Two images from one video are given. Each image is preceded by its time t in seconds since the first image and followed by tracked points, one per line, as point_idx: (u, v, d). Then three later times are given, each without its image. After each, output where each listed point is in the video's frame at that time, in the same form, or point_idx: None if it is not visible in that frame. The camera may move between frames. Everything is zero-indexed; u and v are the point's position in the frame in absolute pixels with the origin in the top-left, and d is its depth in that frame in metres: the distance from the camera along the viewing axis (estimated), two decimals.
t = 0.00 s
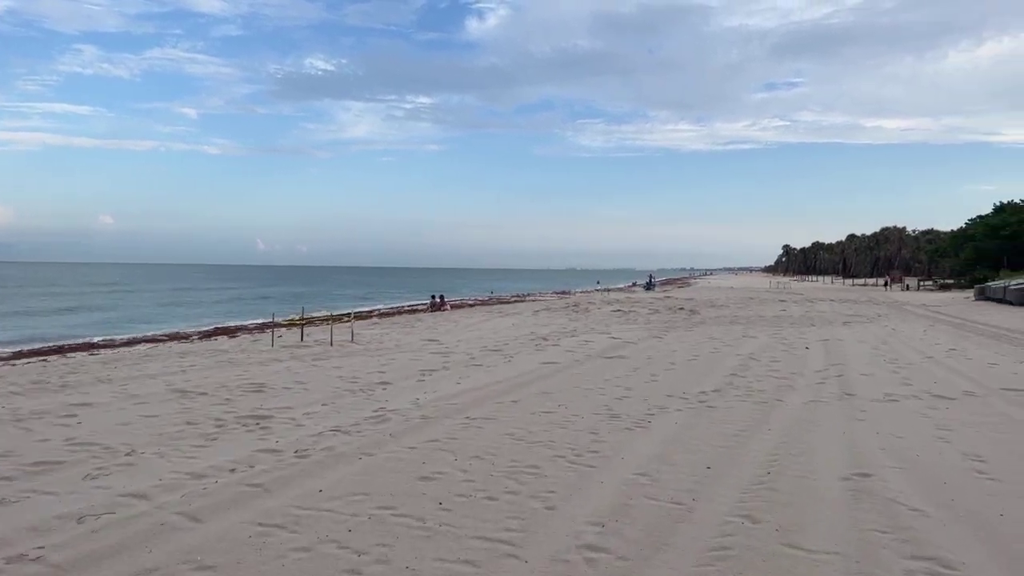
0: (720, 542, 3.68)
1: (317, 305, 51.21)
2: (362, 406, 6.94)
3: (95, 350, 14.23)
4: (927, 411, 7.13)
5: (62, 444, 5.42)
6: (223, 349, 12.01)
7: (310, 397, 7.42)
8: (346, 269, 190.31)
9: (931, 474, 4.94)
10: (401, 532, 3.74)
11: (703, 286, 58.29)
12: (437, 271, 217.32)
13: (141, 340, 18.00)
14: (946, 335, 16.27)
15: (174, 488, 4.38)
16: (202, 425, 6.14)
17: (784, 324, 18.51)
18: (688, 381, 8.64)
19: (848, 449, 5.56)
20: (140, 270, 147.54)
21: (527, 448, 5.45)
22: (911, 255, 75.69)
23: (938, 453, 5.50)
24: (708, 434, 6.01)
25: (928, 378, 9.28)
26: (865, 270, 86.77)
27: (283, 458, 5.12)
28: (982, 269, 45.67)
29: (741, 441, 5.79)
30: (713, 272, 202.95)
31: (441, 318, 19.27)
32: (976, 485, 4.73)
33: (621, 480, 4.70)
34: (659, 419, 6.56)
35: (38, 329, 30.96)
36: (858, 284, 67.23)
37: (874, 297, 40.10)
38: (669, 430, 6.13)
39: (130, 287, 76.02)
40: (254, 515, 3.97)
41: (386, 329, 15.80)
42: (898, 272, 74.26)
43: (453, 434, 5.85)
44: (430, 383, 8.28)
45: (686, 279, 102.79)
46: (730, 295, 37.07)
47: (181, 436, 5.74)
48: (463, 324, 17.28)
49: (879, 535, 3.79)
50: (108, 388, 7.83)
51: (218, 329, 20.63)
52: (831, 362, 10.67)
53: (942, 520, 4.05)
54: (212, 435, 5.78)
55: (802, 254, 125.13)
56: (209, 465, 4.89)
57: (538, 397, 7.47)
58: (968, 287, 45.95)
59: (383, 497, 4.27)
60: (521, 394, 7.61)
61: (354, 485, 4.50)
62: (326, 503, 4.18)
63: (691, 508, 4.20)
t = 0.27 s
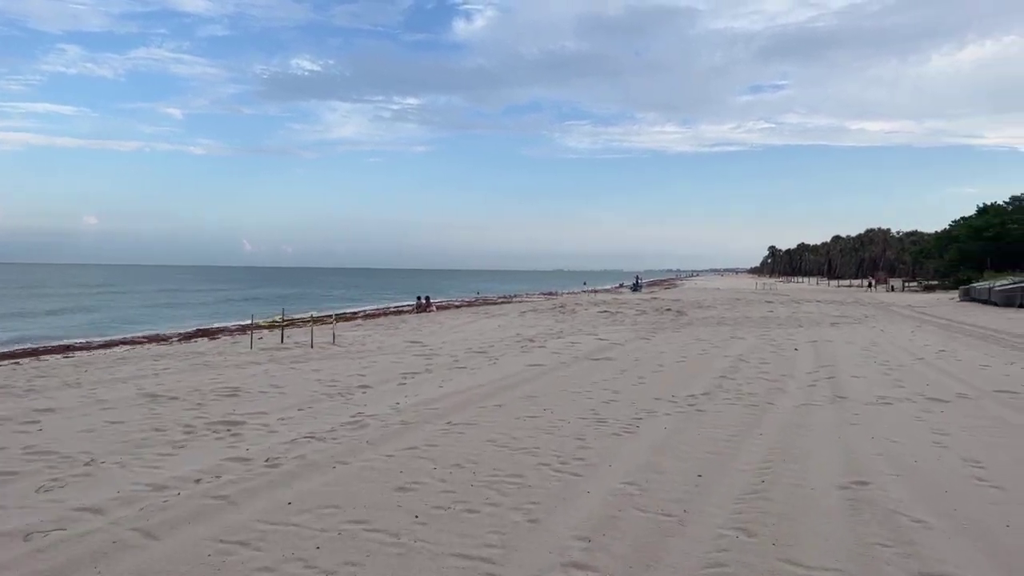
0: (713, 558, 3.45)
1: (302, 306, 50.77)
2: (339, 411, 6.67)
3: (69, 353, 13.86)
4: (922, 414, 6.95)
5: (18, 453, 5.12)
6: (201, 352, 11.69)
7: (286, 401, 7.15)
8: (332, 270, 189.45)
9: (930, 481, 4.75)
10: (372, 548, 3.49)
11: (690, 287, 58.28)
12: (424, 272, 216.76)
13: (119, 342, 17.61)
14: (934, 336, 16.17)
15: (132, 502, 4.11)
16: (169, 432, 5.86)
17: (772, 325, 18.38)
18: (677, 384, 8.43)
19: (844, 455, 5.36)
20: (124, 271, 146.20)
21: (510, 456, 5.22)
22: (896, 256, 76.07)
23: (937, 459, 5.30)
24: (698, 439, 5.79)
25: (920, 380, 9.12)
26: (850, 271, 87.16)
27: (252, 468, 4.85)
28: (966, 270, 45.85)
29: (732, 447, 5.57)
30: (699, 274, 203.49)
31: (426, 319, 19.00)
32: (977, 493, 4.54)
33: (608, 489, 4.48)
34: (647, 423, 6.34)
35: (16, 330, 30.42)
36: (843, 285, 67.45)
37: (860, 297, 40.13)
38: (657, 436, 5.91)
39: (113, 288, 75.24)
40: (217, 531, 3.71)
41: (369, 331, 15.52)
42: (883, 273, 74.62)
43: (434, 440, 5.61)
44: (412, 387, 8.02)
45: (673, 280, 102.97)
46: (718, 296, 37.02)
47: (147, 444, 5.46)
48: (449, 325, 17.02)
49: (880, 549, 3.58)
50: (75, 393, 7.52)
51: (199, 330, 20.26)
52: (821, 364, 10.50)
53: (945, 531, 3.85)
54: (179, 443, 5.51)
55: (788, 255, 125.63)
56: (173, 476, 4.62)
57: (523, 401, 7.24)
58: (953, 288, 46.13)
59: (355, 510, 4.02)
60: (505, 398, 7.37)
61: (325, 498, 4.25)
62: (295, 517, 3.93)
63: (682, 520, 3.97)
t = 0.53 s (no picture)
0: None
1: (287, 307, 50.29)
2: (312, 418, 6.39)
3: (40, 355, 13.48)
4: (914, 419, 6.75)
5: None
6: (175, 355, 11.34)
7: (258, 408, 6.86)
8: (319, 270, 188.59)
9: (926, 493, 4.53)
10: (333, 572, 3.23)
11: (679, 288, 58.10)
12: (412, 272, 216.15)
13: (95, 344, 17.20)
14: (923, 337, 16.03)
15: (79, 521, 3.82)
16: (129, 441, 5.56)
17: (760, 326, 18.21)
18: (663, 388, 8.20)
19: (836, 464, 5.13)
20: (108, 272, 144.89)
21: (488, 467, 4.96)
22: (882, 257, 76.40)
23: (932, 468, 5.09)
24: (685, 448, 5.56)
25: (910, 383, 8.94)
26: (836, 271, 87.45)
27: (213, 481, 4.57)
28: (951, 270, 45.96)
29: (720, 456, 5.34)
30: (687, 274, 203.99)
31: (410, 320, 18.72)
32: (976, 505, 4.32)
33: (589, 503, 4.23)
34: (632, 430, 6.10)
35: None
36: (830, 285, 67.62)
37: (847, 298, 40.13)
38: (643, 444, 5.67)
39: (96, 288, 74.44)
40: (166, 553, 3.43)
41: (351, 332, 15.21)
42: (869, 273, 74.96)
43: (409, 450, 5.34)
44: (389, 392, 7.75)
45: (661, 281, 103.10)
46: (705, 297, 36.95)
47: (104, 454, 5.16)
48: (433, 326, 16.73)
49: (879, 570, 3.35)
50: (37, 399, 7.19)
51: (178, 332, 19.86)
52: (811, 366, 10.30)
53: (945, 549, 3.63)
54: (139, 453, 5.22)
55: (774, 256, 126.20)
56: (127, 490, 4.32)
57: (504, 406, 6.98)
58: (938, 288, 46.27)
59: (318, 530, 3.75)
60: (486, 403, 7.11)
61: (288, 515, 3.97)
62: (252, 536, 3.65)
63: (668, 538, 3.73)
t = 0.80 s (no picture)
0: None
1: (272, 309, 49.83)
2: (282, 426, 6.13)
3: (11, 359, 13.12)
4: (905, 424, 6.57)
5: None
6: (148, 359, 11.03)
7: (227, 414, 6.60)
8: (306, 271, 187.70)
9: (920, 504, 4.33)
10: None
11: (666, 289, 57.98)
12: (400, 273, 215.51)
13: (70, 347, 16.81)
14: (912, 338, 15.91)
15: (18, 540, 3.56)
16: (87, 451, 5.29)
17: (747, 327, 18.05)
18: (648, 392, 7.98)
19: (826, 473, 4.92)
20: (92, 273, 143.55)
21: (462, 477, 4.72)
22: (868, 258, 76.65)
23: (925, 477, 4.89)
24: (669, 456, 5.34)
25: (900, 386, 8.77)
26: (823, 272, 87.68)
27: (170, 494, 4.32)
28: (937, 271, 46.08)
29: (706, 464, 5.13)
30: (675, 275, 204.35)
31: (394, 322, 18.42)
32: (972, 518, 4.13)
33: (567, 517, 4.00)
34: (615, 437, 5.87)
35: None
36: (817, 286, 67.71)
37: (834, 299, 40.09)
38: (626, 452, 5.44)
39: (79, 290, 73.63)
40: None
41: (332, 335, 14.91)
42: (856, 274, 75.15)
43: (381, 460, 5.10)
44: (366, 397, 7.49)
45: (649, 282, 103.18)
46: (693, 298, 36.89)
47: (58, 465, 4.90)
48: (416, 329, 16.47)
49: None
50: None
51: (158, 334, 19.49)
52: (799, 369, 10.12)
53: (942, 566, 3.42)
54: (95, 464, 4.95)
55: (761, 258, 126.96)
56: (76, 506, 4.07)
57: (484, 412, 6.75)
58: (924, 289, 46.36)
59: (275, 549, 3.51)
60: (464, 409, 6.86)
61: (245, 532, 3.72)
62: (204, 557, 3.41)
63: (649, 555, 3.50)
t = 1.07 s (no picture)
0: None
1: (259, 309, 49.38)
2: (256, 433, 5.87)
3: None
4: (902, 429, 6.38)
5: None
6: (126, 361, 10.73)
7: (200, 420, 6.34)
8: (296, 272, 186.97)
9: (923, 515, 4.12)
10: None
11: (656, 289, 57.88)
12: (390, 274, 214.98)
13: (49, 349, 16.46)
14: (903, 339, 15.77)
15: None
16: (49, 460, 5.03)
17: (738, 328, 17.88)
18: (638, 395, 7.76)
19: (824, 483, 4.70)
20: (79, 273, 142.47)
21: (442, 488, 4.47)
22: (857, 259, 76.80)
23: (927, 487, 4.68)
24: (661, 465, 5.10)
25: (894, 389, 8.59)
26: (812, 273, 87.84)
27: (130, 507, 4.07)
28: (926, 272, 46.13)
29: (698, 473, 4.91)
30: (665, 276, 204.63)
31: (381, 324, 18.15)
32: (977, 530, 3.93)
33: (552, 532, 3.77)
34: (603, 444, 5.65)
35: None
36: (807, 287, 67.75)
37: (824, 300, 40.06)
38: (614, 460, 5.21)
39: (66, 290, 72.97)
40: None
41: (317, 336, 14.63)
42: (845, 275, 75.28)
43: (358, 469, 4.86)
44: (346, 402, 7.24)
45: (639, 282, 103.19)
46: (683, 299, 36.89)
47: (15, 476, 4.64)
48: (403, 330, 16.21)
49: None
50: None
51: (139, 335, 19.13)
52: (791, 371, 9.94)
53: None
54: (55, 474, 4.69)
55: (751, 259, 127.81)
56: (29, 521, 3.82)
57: (468, 417, 6.52)
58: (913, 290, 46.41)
59: (237, 568, 3.27)
60: (448, 414, 6.61)
61: (207, 549, 3.48)
62: None
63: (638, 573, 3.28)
